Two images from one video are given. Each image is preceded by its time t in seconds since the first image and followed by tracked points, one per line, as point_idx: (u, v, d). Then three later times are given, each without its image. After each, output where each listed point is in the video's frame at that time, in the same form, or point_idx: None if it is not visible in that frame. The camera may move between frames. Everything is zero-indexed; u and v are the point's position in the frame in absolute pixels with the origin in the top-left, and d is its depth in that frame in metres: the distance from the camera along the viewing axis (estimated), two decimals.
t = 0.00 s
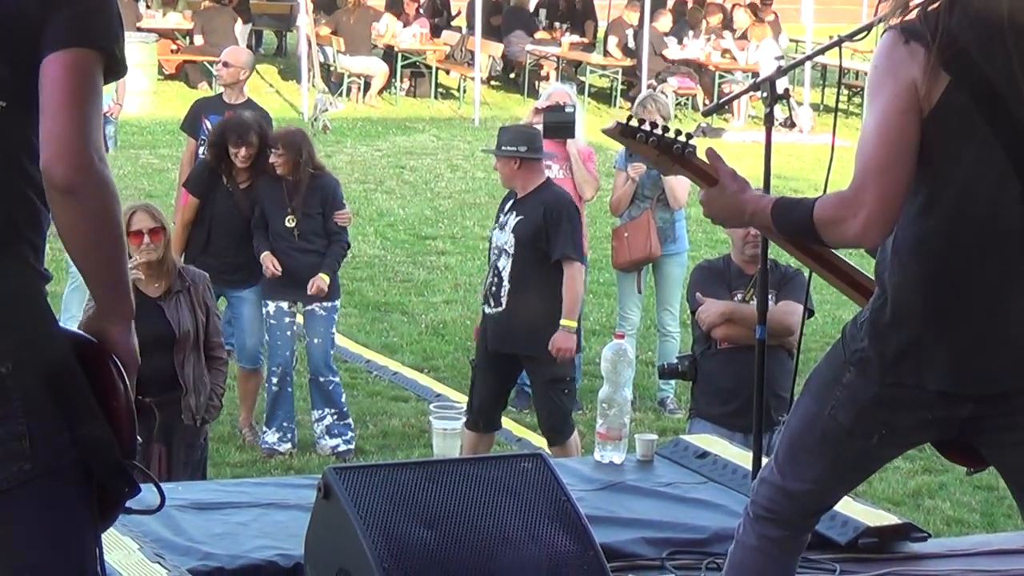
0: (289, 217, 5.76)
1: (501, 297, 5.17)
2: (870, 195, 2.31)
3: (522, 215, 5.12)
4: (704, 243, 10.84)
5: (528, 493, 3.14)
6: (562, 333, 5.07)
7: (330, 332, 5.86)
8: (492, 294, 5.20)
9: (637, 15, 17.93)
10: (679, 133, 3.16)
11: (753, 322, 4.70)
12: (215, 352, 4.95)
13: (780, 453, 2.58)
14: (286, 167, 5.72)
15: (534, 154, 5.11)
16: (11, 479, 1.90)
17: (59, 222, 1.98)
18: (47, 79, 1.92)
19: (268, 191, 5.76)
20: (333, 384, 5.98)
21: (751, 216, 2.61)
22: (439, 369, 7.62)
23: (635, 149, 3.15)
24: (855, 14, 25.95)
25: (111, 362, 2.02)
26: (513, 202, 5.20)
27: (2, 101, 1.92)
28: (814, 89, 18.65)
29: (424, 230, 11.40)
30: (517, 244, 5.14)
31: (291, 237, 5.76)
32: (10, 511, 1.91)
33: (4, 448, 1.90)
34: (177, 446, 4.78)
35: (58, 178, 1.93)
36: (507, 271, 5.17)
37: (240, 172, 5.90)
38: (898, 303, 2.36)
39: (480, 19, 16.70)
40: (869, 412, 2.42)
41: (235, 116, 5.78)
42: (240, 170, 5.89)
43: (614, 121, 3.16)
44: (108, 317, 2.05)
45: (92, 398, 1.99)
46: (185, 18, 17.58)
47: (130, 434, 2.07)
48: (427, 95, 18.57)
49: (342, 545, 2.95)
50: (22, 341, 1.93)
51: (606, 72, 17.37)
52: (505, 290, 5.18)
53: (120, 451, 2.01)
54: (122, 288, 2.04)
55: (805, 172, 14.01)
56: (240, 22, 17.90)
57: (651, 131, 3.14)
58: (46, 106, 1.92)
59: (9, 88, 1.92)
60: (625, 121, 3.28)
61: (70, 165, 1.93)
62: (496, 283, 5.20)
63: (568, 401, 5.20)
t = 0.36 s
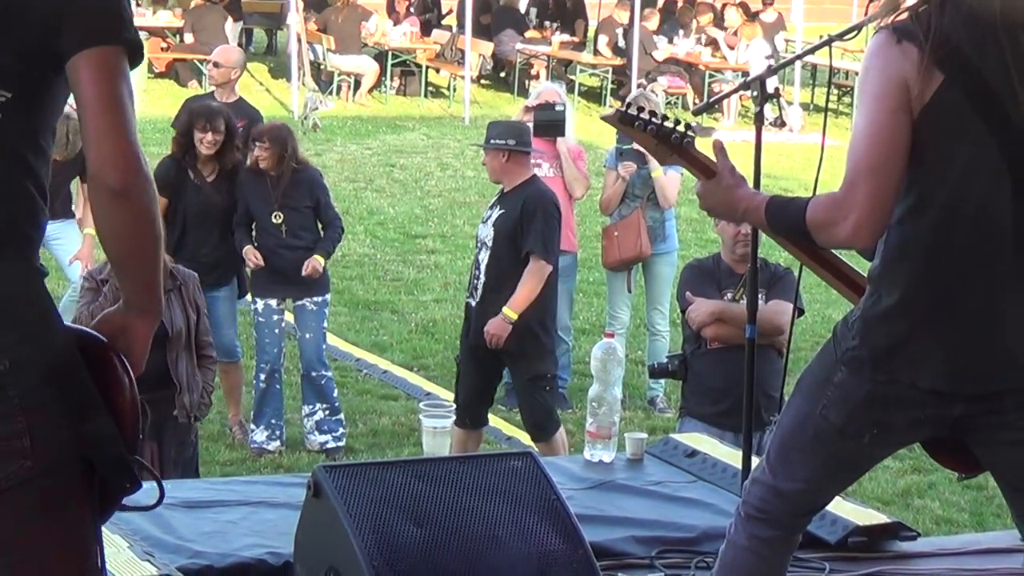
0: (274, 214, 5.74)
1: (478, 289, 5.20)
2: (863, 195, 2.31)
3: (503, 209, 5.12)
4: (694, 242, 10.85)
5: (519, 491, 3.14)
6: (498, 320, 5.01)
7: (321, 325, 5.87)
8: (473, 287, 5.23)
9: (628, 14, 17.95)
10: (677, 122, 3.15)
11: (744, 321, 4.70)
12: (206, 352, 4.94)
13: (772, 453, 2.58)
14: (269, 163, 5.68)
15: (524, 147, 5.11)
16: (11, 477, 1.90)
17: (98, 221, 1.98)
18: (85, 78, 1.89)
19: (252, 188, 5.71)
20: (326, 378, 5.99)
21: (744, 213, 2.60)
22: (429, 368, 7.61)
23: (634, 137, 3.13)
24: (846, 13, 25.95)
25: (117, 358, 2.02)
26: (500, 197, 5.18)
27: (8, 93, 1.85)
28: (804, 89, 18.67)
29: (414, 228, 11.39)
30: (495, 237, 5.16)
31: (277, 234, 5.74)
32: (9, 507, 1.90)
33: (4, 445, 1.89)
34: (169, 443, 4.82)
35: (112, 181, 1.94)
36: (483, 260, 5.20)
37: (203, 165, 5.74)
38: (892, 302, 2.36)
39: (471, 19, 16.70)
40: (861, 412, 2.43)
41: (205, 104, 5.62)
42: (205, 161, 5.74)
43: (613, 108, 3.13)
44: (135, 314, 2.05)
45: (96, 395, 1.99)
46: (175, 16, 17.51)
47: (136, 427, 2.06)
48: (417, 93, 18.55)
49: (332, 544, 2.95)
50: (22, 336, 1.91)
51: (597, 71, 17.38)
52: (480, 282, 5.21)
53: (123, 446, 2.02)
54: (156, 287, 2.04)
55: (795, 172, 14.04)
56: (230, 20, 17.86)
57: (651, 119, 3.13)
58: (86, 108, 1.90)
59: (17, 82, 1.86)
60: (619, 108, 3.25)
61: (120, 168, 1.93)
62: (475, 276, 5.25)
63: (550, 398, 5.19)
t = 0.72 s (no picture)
0: (283, 221, 5.73)
1: (468, 290, 5.17)
2: (853, 192, 2.32)
3: (496, 209, 5.12)
4: (686, 242, 10.87)
5: (511, 492, 3.14)
6: (522, 334, 5.06)
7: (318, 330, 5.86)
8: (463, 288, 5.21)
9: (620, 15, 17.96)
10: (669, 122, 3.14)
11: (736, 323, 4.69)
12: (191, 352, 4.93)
13: (764, 455, 2.58)
14: (284, 171, 5.64)
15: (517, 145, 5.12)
16: (57, 472, 1.98)
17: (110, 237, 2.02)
18: (101, 97, 1.93)
19: (260, 194, 5.74)
20: (318, 382, 5.97)
21: (733, 220, 2.63)
22: (421, 368, 7.61)
23: (627, 134, 3.11)
24: (838, 14, 25.96)
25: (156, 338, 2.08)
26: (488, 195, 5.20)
27: (35, 109, 1.94)
28: (796, 89, 18.70)
29: (406, 229, 11.38)
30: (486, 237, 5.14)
31: (282, 241, 5.73)
32: (57, 503, 1.99)
33: (49, 443, 1.98)
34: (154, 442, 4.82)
35: (123, 205, 1.97)
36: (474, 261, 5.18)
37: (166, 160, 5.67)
38: (884, 299, 2.36)
39: (463, 20, 16.70)
40: (853, 411, 2.42)
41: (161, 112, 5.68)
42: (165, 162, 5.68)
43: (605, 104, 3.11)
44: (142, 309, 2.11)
45: (137, 390, 2.06)
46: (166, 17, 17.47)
47: (187, 418, 2.13)
48: (409, 94, 18.52)
49: (324, 544, 2.94)
50: (58, 342, 1.98)
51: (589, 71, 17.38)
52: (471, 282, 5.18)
53: (170, 435, 2.09)
54: (165, 289, 2.10)
55: (788, 172, 14.05)
56: (222, 20, 17.82)
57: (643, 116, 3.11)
58: (103, 128, 1.95)
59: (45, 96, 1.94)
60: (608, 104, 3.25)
61: (132, 193, 1.97)
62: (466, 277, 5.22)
63: (537, 397, 5.22)
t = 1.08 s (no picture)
0: (310, 220, 5.79)
1: (476, 297, 5.17)
2: (849, 198, 2.33)
3: (496, 215, 5.12)
4: (683, 244, 10.88)
5: (509, 493, 3.14)
6: (531, 335, 5.09)
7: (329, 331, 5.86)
8: (466, 292, 5.19)
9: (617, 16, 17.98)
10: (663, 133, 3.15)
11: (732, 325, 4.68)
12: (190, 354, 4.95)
13: (759, 456, 2.58)
14: (319, 170, 5.74)
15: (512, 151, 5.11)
16: (118, 481, 1.86)
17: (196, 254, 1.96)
18: (180, 124, 1.83)
19: (289, 191, 5.77)
20: (326, 383, 5.98)
21: (728, 234, 2.65)
22: (417, 369, 7.61)
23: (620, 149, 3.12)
24: (834, 15, 26.01)
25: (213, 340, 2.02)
26: (484, 202, 5.21)
27: (94, 130, 1.81)
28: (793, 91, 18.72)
29: (403, 230, 11.37)
30: (492, 244, 5.14)
31: (310, 241, 5.78)
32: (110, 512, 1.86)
33: (112, 451, 1.85)
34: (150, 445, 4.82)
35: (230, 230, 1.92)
36: (480, 270, 5.17)
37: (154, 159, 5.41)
38: (881, 302, 2.36)
39: (460, 21, 16.71)
40: (848, 413, 2.43)
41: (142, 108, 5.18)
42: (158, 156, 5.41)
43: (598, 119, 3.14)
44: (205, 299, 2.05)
45: (192, 388, 1.98)
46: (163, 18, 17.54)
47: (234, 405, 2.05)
48: (406, 95, 18.51)
49: (319, 544, 2.94)
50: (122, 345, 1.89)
51: (586, 73, 17.40)
52: (479, 289, 5.18)
53: (218, 432, 2.01)
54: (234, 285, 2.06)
55: (784, 174, 14.08)
56: (219, 21, 17.85)
57: (636, 130, 3.13)
58: (192, 160, 1.85)
59: (103, 115, 1.82)
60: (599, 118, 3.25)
61: (236, 217, 1.91)
62: (468, 280, 5.20)
63: (541, 396, 5.21)
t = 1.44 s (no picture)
0: (316, 225, 5.75)
1: (484, 295, 5.16)
2: (842, 201, 2.34)
3: (502, 213, 5.13)
4: (679, 248, 10.89)
5: (504, 497, 3.14)
6: (548, 329, 5.08)
7: (321, 336, 5.86)
8: (473, 291, 5.19)
9: (614, 20, 18.00)
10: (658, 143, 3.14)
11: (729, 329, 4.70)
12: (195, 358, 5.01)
13: (755, 460, 2.58)
14: (331, 178, 5.73)
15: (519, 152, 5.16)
16: (127, 485, 1.81)
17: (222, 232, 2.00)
18: (223, 121, 1.84)
19: (297, 194, 5.76)
20: (316, 388, 6.00)
21: (721, 240, 2.65)
22: (414, 373, 7.61)
23: (614, 158, 3.11)
24: (831, 20, 26.00)
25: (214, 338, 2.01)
26: (489, 199, 5.21)
27: (118, 137, 1.76)
28: (789, 95, 18.75)
29: (399, 233, 11.37)
30: (501, 242, 5.15)
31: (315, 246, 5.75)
32: (119, 518, 1.81)
33: (122, 457, 1.81)
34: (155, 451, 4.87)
35: (258, 198, 1.94)
36: (489, 268, 5.17)
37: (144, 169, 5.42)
38: (876, 305, 2.36)
39: (457, 25, 16.73)
40: (843, 417, 2.43)
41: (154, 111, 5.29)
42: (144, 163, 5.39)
43: (590, 130, 3.10)
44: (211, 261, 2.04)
45: (188, 391, 1.94)
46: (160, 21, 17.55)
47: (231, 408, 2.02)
48: (403, 99, 18.52)
49: (315, 547, 2.94)
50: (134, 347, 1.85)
51: (583, 77, 17.42)
52: (488, 289, 5.18)
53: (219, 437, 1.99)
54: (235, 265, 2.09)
55: (781, 178, 14.10)
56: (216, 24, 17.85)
57: (630, 139, 3.11)
58: (234, 150, 1.87)
59: (127, 123, 1.77)
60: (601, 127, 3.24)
61: (265, 185, 1.93)
62: (475, 280, 5.19)
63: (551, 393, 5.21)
